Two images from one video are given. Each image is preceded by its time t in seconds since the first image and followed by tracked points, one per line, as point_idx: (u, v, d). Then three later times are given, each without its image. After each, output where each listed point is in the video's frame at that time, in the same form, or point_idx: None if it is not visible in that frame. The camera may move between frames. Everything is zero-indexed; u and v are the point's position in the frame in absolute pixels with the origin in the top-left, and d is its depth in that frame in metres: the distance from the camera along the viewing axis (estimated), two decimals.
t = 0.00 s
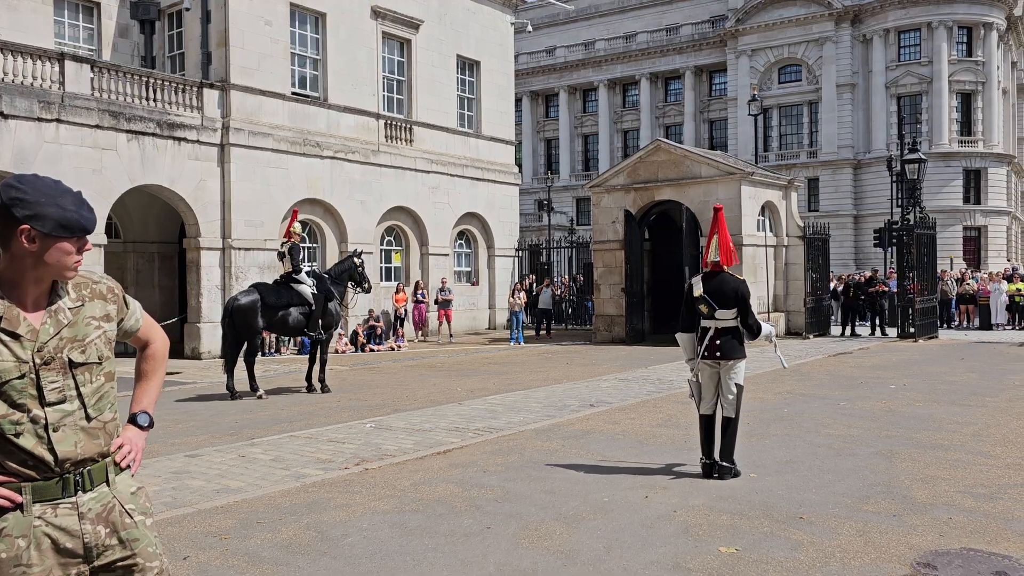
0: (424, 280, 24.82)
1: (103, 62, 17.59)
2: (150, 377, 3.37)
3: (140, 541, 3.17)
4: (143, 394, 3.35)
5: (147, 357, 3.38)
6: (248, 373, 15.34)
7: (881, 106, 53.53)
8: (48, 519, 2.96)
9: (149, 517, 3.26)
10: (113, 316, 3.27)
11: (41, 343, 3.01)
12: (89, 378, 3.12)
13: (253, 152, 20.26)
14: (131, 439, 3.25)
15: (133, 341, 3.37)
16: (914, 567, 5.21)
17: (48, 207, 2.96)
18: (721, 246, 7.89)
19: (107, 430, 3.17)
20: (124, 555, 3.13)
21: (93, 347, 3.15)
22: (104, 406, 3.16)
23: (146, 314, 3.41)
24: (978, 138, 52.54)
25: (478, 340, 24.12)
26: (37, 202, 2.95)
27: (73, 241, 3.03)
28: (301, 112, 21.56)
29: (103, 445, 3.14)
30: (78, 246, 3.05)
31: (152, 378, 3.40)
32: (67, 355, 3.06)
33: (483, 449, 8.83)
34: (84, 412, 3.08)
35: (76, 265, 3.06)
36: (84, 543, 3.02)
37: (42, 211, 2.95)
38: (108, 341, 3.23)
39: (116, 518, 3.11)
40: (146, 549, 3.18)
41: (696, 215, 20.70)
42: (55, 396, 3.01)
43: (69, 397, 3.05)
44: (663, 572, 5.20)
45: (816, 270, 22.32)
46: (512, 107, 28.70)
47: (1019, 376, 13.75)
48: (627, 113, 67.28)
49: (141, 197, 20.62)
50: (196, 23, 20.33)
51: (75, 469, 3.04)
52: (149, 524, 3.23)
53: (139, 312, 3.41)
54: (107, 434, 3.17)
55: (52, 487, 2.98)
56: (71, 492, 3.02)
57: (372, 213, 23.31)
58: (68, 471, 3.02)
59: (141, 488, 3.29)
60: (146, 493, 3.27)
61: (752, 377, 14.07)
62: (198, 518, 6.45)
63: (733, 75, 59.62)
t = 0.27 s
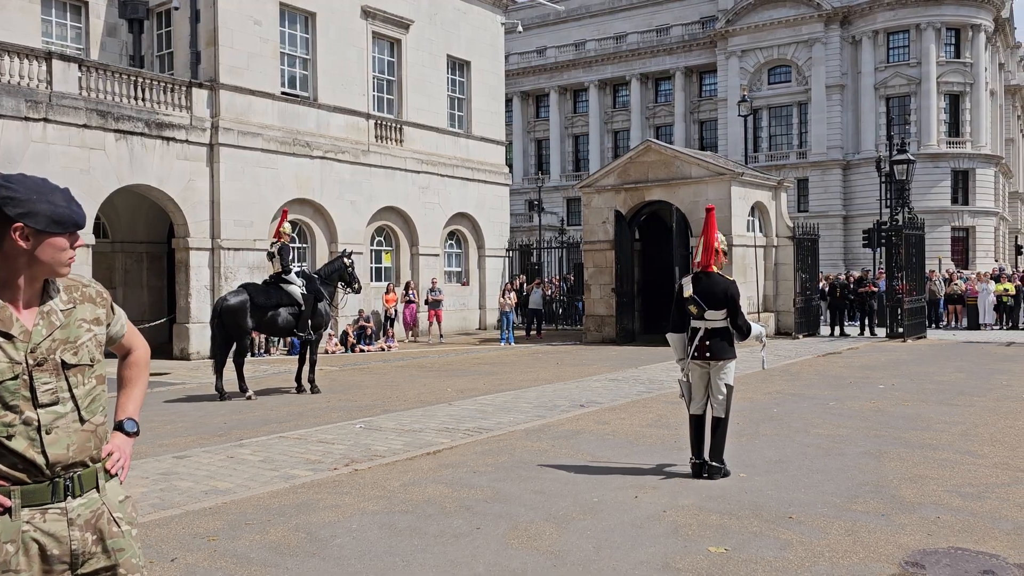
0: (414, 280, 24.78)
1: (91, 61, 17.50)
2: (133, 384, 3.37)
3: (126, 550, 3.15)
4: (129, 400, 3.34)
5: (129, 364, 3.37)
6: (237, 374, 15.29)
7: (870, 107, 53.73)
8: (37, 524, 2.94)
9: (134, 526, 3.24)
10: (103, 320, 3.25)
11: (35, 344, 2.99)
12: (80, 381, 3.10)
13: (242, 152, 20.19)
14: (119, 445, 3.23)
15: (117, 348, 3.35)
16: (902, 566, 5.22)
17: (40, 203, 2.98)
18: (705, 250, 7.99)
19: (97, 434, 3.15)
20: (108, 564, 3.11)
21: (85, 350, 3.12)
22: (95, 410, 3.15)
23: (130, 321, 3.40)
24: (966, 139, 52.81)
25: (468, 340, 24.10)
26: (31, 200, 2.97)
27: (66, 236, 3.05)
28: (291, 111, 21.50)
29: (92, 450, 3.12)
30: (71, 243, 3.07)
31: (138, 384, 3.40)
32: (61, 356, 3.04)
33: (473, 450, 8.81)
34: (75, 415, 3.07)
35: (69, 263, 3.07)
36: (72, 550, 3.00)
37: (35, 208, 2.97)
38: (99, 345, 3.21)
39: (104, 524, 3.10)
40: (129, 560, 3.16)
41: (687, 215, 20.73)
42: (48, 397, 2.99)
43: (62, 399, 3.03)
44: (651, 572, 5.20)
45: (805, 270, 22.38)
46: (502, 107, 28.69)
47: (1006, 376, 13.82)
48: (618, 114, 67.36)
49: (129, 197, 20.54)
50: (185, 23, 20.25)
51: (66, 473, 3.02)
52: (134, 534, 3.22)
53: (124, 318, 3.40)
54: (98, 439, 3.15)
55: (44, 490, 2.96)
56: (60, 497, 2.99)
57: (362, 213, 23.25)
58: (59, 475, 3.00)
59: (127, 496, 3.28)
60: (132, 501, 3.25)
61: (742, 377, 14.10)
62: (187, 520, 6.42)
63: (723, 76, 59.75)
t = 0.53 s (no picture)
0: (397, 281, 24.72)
1: (71, 60, 17.35)
2: (110, 388, 3.33)
3: (101, 556, 3.13)
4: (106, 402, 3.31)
5: (106, 367, 3.33)
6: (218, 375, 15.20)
7: (852, 109, 54.08)
8: (9, 530, 2.92)
9: (110, 531, 3.21)
10: (80, 322, 3.21)
11: (8, 346, 2.96)
12: (55, 384, 3.07)
13: (224, 152, 20.08)
14: (95, 450, 3.20)
15: (95, 351, 3.31)
16: (881, 564, 5.25)
17: (12, 201, 2.96)
18: (686, 250, 7.96)
19: (72, 438, 3.13)
20: (82, 570, 3.09)
21: (60, 353, 3.09)
22: (70, 413, 3.12)
23: (108, 323, 3.36)
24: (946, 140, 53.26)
25: (452, 341, 24.07)
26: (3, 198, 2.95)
27: (39, 234, 3.02)
28: (273, 111, 21.40)
29: (67, 454, 3.10)
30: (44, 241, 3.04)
31: (115, 387, 3.36)
32: (34, 358, 3.01)
33: (455, 451, 8.80)
34: (50, 419, 3.04)
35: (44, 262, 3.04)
36: (45, 556, 2.98)
37: (7, 206, 2.95)
38: (75, 347, 3.17)
39: (78, 531, 3.07)
40: (106, 565, 3.14)
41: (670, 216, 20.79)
42: (21, 401, 2.97)
43: (36, 403, 3.01)
44: (633, 572, 5.21)
45: (787, 271, 22.49)
46: (486, 108, 28.68)
47: (985, 375, 13.94)
48: (601, 115, 67.48)
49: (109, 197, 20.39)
50: (166, 22, 20.13)
51: (39, 478, 3.00)
52: (110, 540, 3.19)
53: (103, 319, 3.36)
54: (73, 443, 3.13)
55: (16, 494, 2.94)
56: (33, 503, 2.97)
57: (345, 213, 23.18)
58: (31, 480, 2.98)
59: (103, 501, 3.25)
60: (108, 506, 3.23)
61: (724, 377, 14.14)
62: (166, 522, 6.38)
63: (706, 78, 59.97)
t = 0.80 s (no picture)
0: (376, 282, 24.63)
1: (43, 58, 17.14)
2: (79, 390, 3.33)
3: (65, 561, 3.12)
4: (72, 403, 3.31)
5: (77, 369, 3.33)
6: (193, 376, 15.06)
7: (828, 110, 54.48)
8: None
9: (78, 536, 3.20)
10: (45, 324, 3.20)
11: None
12: (17, 387, 3.06)
13: (200, 151, 19.91)
14: (60, 454, 3.18)
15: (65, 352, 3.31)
16: (854, 562, 5.28)
17: None
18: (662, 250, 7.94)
19: (36, 441, 3.11)
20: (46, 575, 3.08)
21: (22, 355, 3.08)
22: (33, 417, 3.11)
23: (78, 324, 3.35)
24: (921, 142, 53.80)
25: (430, 341, 24.01)
26: None
27: None
28: (250, 110, 21.25)
29: (29, 458, 3.08)
30: None
31: (84, 389, 3.35)
32: None
33: (432, 452, 8.76)
34: (11, 422, 3.04)
35: None
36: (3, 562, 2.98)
37: None
38: (40, 349, 3.16)
39: (40, 536, 3.05)
40: (70, 569, 3.13)
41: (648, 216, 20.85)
42: None
43: None
44: (608, 571, 5.21)
45: (765, 271, 22.60)
46: (464, 108, 28.63)
47: (958, 375, 14.08)
48: (580, 115, 67.59)
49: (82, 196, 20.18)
50: (141, 19, 19.94)
51: None
52: (77, 545, 3.17)
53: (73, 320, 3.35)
54: (35, 449, 3.11)
55: None
56: None
57: (323, 213, 23.06)
58: None
59: (70, 505, 3.22)
60: (74, 511, 3.20)
61: (701, 377, 14.19)
62: (137, 526, 6.30)
63: (684, 79, 60.22)
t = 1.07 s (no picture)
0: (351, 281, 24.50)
1: (11, 54, 16.87)
2: (43, 391, 3.28)
3: (19, 569, 3.07)
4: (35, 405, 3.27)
5: (40, 368, 3.28)
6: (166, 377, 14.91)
7: (802, 111, 54.89)
8: None
9: (35, 543, 3.15)
10: (4, 324, 3.16)
11: None
12: None
13: (172, 149, 19.71)
14: (21, 457, 3.13)
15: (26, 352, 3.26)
16: (825, 559, 5.31)
17: None
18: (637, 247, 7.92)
19: None
20: None
21: None
22: None
23: (41, 322, 3.31)
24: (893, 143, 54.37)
25: (406, 341, 23.93)
26: None
27: None
28: (223, 108, 21.05)
29: None
30: None
31: (47, 391, 3.31)
32: None
33: (406, 451, 8.72)
34: None
35: None
36: None
37: None
38: None
39: None
40: None
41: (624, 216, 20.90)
42: None
43: None
44: (580, 570, 5.20)
45: (739, 270, 22.73)
46: (440, 107, 28.56)
47: (928, 373, 14.24)
48: (557, 115, 67.66)
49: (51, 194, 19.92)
50: (112, 15, 19.71)
51: None
52: (33, 552, 3.12)
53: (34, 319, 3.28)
54: None
55: None
56: None
57: (297, 212, 22.90)
58: None
59: (29, 510, 3.16)
60: (31, 517, 3.14)
61: (675, 376, 14.24)
62: (105, 528, 6.22)
63: (660, 79, 60.46)
